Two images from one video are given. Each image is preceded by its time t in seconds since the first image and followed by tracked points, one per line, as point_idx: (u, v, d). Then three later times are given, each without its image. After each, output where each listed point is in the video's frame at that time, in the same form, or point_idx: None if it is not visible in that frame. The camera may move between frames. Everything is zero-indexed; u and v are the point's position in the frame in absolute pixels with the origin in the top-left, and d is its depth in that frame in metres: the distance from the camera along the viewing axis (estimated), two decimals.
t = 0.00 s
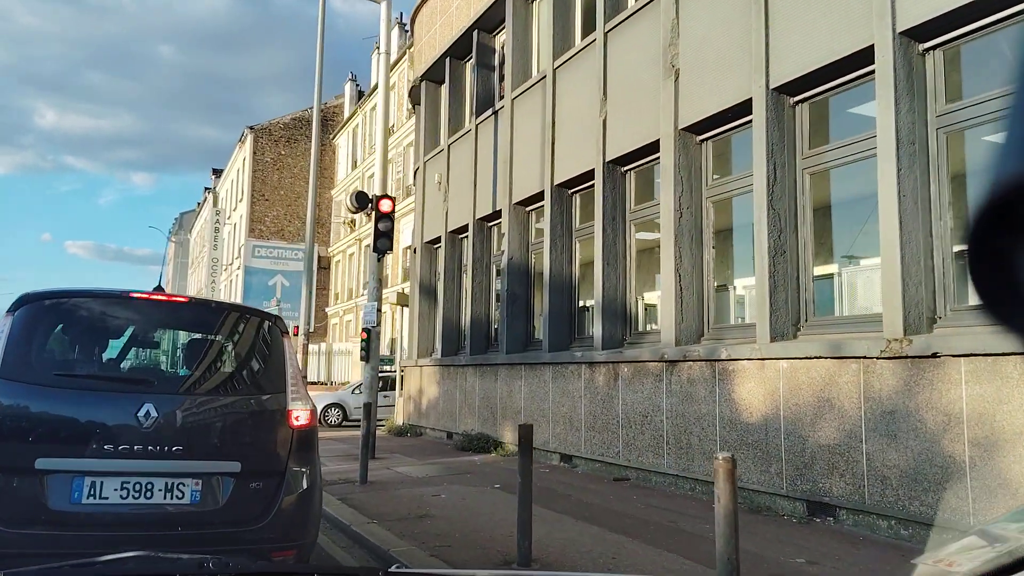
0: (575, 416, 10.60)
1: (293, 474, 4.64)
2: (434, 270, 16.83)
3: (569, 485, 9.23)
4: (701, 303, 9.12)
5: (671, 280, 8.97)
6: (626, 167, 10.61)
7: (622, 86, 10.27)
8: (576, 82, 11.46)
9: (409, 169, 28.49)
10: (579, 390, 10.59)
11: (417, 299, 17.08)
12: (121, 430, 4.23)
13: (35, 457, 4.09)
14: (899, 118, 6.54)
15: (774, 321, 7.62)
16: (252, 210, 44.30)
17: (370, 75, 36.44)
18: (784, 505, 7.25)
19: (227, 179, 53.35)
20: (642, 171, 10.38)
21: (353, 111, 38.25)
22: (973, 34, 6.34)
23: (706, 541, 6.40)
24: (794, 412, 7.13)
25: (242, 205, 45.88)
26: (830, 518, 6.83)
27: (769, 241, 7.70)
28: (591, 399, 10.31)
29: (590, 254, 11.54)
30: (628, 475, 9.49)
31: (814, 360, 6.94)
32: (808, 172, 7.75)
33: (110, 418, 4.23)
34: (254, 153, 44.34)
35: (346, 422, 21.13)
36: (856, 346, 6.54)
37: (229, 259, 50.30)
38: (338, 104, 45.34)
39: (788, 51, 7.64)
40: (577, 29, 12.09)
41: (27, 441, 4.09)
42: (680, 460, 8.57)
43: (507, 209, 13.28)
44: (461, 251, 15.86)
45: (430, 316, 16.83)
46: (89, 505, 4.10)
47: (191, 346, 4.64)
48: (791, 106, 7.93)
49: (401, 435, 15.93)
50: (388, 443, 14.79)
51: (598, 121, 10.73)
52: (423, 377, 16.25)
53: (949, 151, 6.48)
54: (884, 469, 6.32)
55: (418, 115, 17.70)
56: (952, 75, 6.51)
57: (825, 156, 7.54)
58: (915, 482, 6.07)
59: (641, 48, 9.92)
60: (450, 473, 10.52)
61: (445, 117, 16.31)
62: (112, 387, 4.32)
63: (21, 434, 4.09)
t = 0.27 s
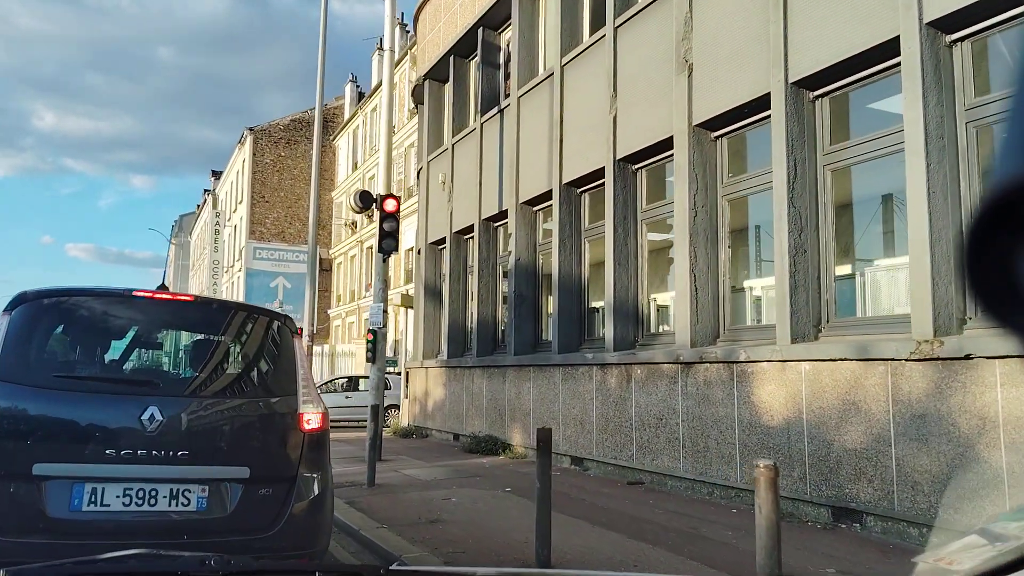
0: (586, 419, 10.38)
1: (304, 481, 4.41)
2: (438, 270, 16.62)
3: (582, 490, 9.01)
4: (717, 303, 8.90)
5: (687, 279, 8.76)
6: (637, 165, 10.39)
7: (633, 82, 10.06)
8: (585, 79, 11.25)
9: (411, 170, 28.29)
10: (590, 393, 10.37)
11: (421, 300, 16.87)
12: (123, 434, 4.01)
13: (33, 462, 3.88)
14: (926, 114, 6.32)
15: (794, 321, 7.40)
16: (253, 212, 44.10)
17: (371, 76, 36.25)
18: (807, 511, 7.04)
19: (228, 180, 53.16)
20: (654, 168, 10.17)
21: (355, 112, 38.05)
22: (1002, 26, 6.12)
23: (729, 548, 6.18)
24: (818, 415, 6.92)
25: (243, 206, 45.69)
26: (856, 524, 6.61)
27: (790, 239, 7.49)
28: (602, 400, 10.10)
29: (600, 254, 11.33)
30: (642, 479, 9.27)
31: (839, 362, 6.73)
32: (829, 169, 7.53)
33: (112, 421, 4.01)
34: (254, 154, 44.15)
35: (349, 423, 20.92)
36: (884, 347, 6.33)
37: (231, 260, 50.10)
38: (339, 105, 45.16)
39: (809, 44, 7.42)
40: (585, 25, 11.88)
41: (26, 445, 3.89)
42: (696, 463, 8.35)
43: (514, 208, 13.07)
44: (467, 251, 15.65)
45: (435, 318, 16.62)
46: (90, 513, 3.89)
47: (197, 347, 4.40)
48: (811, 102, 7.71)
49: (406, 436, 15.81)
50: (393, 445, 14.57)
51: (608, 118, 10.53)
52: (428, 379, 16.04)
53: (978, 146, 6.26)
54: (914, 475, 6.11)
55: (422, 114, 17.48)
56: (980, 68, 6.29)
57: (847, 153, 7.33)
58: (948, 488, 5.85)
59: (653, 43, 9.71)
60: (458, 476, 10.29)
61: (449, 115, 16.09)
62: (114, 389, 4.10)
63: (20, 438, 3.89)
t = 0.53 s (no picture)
0: (594, 421, 10.19)
1: (312, 489, 4.21)
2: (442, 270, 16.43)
3: (590, 494, 8.81)
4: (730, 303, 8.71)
5: (699, 279, 8.57)
6: (647, 162, 10.21)
7: (644, 77, 9.88)
8: (595, 75, 11.07)
9: (415, 170, 28.14)
10: (598, 395, 10.18)
11: (424, 300, 16.68)
12: (122, 439, 3.82)
13: (28, 469, 3.69)
14: (952, 108, 6.12)
15: (812, 322, 7.21)
16: (253, 211, 43.91)
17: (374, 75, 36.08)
18: (825, 518, 6.85)
19: (229, 180, 52.99)
20: (665, 166, 9.98)
21: (357, 111, 37.86)
22: None
23: (746, 556, 5.98)
24: (837, 419, 6.73)
25: (244, 206, 45.51)
26: (877, 531, 6.39)
27: (807, 237, 7.30)
28: (611, 402, 9.91)
29: (608, 253, 11.14)
30: (652, 484, 9.07)
31: (860, 363, 6.54)
32: (848, 165, 7.34)
33: (111, 426, 3.82)
34: (256, 154, 43.97)
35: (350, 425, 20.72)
36: (907, 349, 6.13)
37: (231, 260, 49.91)
38: (341, 104, 45.00)
39: (829, 37, 7.24)
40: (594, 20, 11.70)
41: (22, 449, 3.71)
42: (709, 467, 8.16)
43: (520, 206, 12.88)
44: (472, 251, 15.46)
45: (438, 318, 16.42)
46: (87, 523, 3.70)
47: (199, 347, 4.20)
48: (830, 95, 7.53)
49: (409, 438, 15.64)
50: (396, 447, 14.38)
51: (619, 114, 10.35)
52: (431, 380, 15.84)
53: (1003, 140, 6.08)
54: (938, 481, 5.91)
55: (427, 112, 17.31)
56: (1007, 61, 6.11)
57: (867, 147, 7.14)
58: (974, 494, 5.65)
59: (666, 37, 9.54)
60: (464, 480, 10.10)
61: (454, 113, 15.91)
62: (113, 392, 3.91)
63: (14, 443, 3.71)
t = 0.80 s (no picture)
0: (601, 422, 10.05)
1: (320, 491, 4.08)
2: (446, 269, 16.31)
3: (598, 495, 8.67)
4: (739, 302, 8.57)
5: (709, 278, 8.43)
6: (654, 160, 10.09)
7: (652, 74, 9.75)
8: (600, 72, 10.95)
9: (416, 169, 28.00)
10: (605, 395, 10.04)
11: (428, 300, 16.55)
12: (124, 440, 3.69)
13: (26, 472, 3.57)
14: (971, 103, 5.99)
15: (825, 321, 7.08)
16: (255, 211, 43.79)
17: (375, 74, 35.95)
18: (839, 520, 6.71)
19: (230, 180, 52.88)
20: (672, 163, 9.86)
21: (358, 111, 37.74)
22: None
23: (760, 559, 5.85)
24: (852, 420, 6.60)
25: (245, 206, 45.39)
26: (894, 535, 6.25)
27: (821, 235, 7.18)
28: (618, 402, 9.78)
29: (615, 252, 11.01)
30: (660, 486, 8.93)
31: (877, 363, 6.41)
32: (862, 162, 7.21)
33: (112, 426, 3.70)
34: (257, 153, 43.85)
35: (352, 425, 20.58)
36: (927, 347, 6.00)
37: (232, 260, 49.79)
38: (342, 104, 44.88)
39: (842, 31, 7.11)
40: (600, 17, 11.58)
41: (21, 451, 3.59)
42: (719, 468, 8.03)
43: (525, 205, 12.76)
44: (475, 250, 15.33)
45: (442, 318, 16.29)
46: (88, 527, 3.57)
47: (201, 347, 4.08)
48: (842, 92, 7.40)
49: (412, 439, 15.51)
50: (399, 448, 14.25)
51: (625, 111, 10.22)
52: (435, 380, 15.72)
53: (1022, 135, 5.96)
54: (957, 483, 5.78)
55: (429, 110, 17.18)
56: None
57: (881, 144, 7.00)
58: (994, 496, 5.53)
59: (673, 33, 9.42)
60: (469, 481, 9.97)
61: (457, 111, 15.79)
62: (114, 392, 3.78)
63: (13, 444, 3.58)
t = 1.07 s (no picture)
0: (604, 423, 9.96)
1: (323, 496, 3.99)
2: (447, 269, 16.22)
3: (602, 497, 8.58)
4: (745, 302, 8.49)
5: (715, 277, 8.35)
6: (658, 158, 10.00)
7: (656, 72, 9.68)
8: (604, 70, 10.87)
9: (416, 169, 27.91)
10: (608, 396, 9.95)
11: (428, 300, 16.46)
12: (123, 443, 3.60)
13: (23, 476, 3.48)
14: (983, 99, 5.90)
15: (833, 320, 7.00)
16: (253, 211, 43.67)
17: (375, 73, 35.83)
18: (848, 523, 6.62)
19: (229, 180, 52.77)
20: (676, 162, 9.78)
21: (358, 111, 37.64)
22: None
23: (768, 563, 5.76)
24: (860, 421, 6.52)
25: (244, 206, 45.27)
26: (904, 538, 6.16)
27: (828, 234, 7.10)
28: (621, 403, 9.69)
29: (618, 251, 10.92)
30: (664, 488, 8.84)
31: (886, 363, 6.33)
32: (869, 160, 7.13)
33: (111, 429, 3.61)
34: (256, 153, 43.74)
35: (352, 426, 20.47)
36: (937, 348, 5.91)
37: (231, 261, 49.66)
38: (341, 104, 44.76)
39: (850, 27, 7.03)
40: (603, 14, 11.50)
41: (18, 454, 3.50)
42: (725, 470, 7.94)
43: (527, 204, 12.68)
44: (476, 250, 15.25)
45: (443, 318, 16.20)
46: (86, 532, 3.48)
47: (201, 347, 3.99)
48: (851, 87, 7.32)
49: (413, 440, 15.42)
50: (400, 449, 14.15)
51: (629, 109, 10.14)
52: (436, 381, 15.62)
53: None
54: (968, 484, 5.69)
55: (431, 109, 17.10)
56: None
57: (890, 141, 6.92)
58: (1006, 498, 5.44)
59: (678, 30, 9.34)
60: (471, 482, 9.88)
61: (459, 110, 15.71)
62: (113, 393, 3.69)
63: (9, 448, 3.50)
